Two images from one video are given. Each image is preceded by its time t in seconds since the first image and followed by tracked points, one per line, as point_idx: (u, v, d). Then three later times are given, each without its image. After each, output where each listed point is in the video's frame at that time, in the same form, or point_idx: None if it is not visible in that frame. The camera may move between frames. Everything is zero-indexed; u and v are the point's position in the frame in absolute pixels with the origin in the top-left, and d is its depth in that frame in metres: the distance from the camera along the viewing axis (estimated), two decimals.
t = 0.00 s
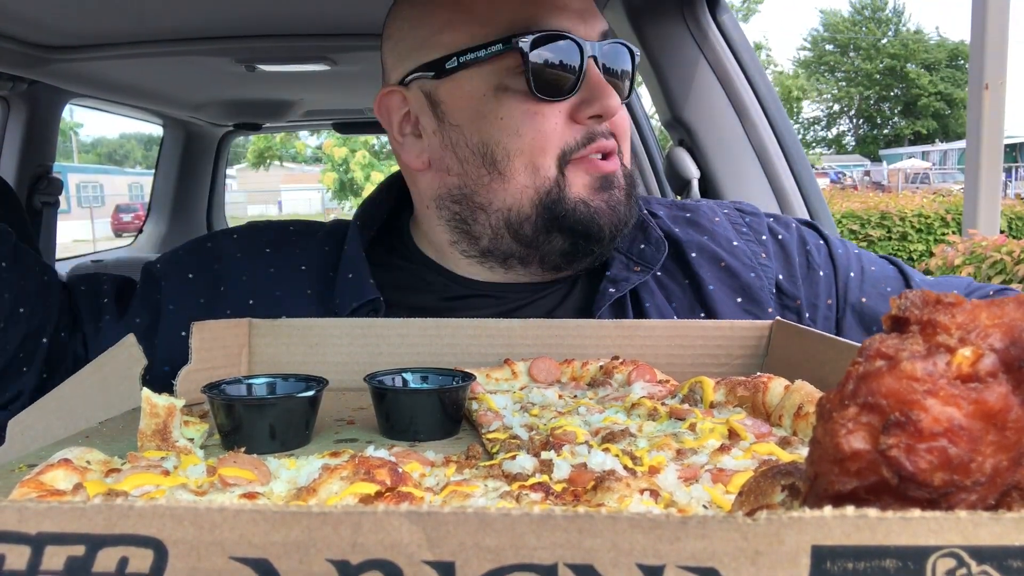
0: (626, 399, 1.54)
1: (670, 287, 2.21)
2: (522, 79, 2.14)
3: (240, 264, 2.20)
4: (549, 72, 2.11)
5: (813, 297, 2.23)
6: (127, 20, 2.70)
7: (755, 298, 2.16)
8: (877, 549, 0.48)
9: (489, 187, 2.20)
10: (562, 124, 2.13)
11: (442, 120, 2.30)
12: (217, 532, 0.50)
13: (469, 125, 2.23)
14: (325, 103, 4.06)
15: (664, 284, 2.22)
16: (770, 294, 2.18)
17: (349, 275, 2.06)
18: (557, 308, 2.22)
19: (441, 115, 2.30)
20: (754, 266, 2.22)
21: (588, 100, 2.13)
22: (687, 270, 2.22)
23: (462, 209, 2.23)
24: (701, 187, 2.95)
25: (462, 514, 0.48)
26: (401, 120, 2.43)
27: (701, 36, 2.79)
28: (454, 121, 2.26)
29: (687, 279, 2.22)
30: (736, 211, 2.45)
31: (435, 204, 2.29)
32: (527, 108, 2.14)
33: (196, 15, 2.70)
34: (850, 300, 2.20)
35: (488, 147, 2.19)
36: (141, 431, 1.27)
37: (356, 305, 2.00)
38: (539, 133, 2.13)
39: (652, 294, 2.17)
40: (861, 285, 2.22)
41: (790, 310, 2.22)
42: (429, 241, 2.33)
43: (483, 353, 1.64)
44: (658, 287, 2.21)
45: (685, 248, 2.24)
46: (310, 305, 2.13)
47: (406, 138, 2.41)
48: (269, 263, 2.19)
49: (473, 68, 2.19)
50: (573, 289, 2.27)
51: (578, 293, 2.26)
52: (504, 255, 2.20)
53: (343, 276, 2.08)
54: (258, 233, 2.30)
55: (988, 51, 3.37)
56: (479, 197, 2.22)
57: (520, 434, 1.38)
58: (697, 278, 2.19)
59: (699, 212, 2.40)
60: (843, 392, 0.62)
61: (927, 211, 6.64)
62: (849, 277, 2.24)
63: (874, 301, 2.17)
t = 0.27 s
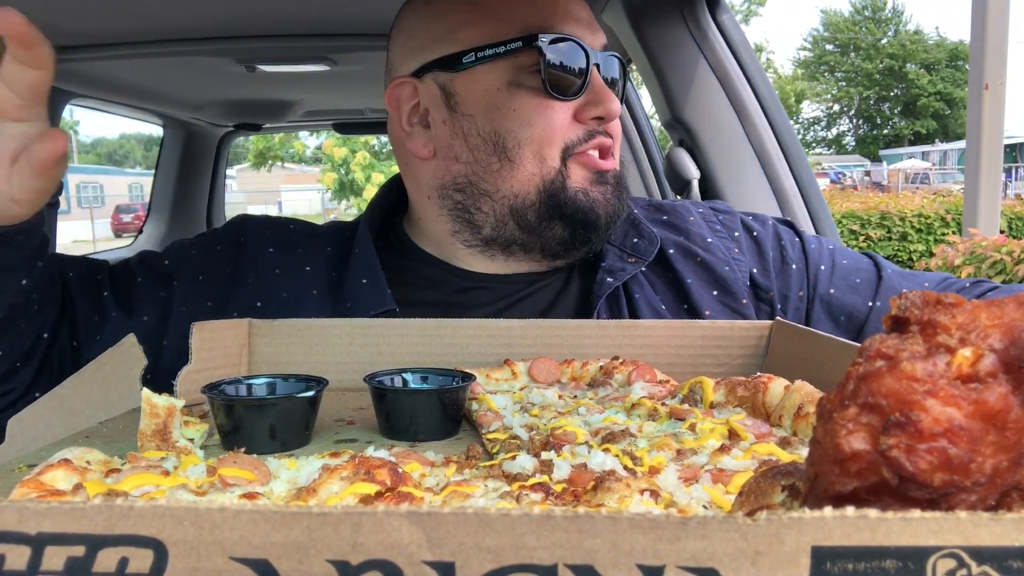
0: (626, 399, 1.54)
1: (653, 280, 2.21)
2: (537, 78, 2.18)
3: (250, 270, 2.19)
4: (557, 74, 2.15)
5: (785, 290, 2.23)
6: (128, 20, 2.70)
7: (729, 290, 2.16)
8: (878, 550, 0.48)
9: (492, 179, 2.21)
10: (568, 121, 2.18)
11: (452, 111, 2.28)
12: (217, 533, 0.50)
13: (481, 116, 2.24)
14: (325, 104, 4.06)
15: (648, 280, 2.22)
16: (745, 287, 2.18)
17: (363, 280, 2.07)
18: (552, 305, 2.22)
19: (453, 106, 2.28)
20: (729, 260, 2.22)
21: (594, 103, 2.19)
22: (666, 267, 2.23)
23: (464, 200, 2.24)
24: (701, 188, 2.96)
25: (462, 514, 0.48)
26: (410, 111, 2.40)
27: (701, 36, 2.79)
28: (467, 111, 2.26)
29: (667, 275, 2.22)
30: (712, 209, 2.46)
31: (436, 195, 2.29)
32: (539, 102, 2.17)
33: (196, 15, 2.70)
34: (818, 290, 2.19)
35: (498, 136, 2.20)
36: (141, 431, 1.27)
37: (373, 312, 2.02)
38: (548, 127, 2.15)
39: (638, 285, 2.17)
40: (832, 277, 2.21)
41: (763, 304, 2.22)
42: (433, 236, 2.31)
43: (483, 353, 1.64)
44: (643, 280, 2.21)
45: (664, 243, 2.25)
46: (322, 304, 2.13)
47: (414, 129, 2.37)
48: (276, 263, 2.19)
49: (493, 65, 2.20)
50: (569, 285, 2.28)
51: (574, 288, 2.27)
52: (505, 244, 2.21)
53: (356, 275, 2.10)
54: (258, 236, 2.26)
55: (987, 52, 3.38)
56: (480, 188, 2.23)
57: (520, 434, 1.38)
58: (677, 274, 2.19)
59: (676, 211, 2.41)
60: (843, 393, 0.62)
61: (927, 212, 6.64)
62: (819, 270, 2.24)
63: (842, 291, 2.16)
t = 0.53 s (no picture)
0: (626, 399, 1.54)
1: (654, 280, 2.21)
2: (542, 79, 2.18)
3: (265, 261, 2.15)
4: (563, 75, 2.15)
5: (782, 289, 2.23)
6: (128, 20, 2.70)
7: (729, 288, 2.15)
8: (878, 550, 0.48)
9: (497, 176, 2.22)
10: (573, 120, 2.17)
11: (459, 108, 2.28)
12: (217, 533, 0.50)
13: (487, 114, 2.24)
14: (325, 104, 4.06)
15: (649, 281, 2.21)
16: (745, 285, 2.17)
17: (375, 274, 2.07)
18: (554, 305, 2.22)
19: (460, 104, 2.28)
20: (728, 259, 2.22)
21: (597, 105, 2.19)
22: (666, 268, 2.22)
23: (468, 197, 2.24)
24: (701, 188, 2.97)
25: (462, 514, 0.48)
26: (417, 110, 2.40)
27: (701, 37, 2.79)
28: (474, 109, 2.25)
29: (667, 275, 2.22)
30: (711, 212, 2.47)
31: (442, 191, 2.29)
32: (544, 101, 2.17)
33: (197, 16, 2.71)
34: (815, 290, 2.21)
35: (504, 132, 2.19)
36: (141, 431, 1.27)
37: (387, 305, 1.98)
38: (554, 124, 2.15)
39: (639, 284, 2.17)
40: (827, 274, 2.24)
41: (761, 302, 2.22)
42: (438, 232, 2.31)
43: (483, 353, 1.64)
44: (644, 279, 2.21)
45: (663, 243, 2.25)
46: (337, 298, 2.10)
47: (420, 127, 2.38)
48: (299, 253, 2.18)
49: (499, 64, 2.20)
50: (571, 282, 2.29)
51: (576, 285, 2.28)
52: (510, 239, 2.21)
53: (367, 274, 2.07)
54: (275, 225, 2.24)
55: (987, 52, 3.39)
56: (484, 185, 2.23)
57: (520, 435, 1.38)
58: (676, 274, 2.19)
59: (674, 214, 2.41)
60: (844, 393, 0.62)
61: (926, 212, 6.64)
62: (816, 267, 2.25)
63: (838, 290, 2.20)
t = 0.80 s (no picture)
0: (626, 399, 1.54)
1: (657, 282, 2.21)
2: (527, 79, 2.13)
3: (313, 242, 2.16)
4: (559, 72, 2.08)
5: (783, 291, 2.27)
6: (128, 20, 2.71)
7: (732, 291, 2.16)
8: (878, 550, 0.48)
9: (484, 180, 2.22)
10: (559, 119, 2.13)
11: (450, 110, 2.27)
12: (217, 533, 0.50)
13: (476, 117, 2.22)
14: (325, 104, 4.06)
15: (653, 282, 2.21)
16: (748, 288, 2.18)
17: (408, 254, 2.12)
18: (557, 306, 2.21)
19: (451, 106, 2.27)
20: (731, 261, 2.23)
21: (587, 101, 2.14)
22: (669, 269, 2.22)
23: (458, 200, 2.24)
24: (701, 187, 3.00)
25: (462, 514, 0.48)
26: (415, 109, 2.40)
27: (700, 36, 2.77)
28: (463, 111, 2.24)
29: (671, 276, 2.22)
30: (714, 214, 2.47)
31: (438, 193, 2.30)
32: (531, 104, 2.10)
33: (197, 15, 2.71)
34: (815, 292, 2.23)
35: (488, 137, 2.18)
36: (141, 430, 1.27)
37: (421, 283, 2.05)
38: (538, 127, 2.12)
39: (641, 286, 2.17)
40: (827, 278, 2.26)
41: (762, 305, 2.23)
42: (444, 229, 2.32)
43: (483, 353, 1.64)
44: (647, 282, 2.20)
45: (665, 245, 2.25)
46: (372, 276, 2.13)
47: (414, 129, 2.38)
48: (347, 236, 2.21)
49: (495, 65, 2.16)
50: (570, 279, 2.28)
51: (578, 286, 2.26)
52: (500, 243, 2.22)
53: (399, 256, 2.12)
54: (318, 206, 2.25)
55: (987, 52, 3.39)
56: (473, 189, 2.23)
57: (520, 434, 1.38)
58: (679, 276, 2.19)
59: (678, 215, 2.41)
60: (844, 393, 0.62)
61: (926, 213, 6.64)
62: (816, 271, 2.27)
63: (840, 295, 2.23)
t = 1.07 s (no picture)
0: (626, 399, 1.54)
1: (666, 283, 2.21)
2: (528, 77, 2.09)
3: (354, 233, 2.19)
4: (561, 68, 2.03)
5: (789, 290, 2.27)
6: (128, 20, 2.71)
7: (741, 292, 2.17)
8: (878, 550, 0.48)
9: (476, 183, 2.18)
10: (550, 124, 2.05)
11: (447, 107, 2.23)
12: (217, 533, 0.50)
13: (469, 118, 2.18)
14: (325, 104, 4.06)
15: (661, 281, 2.21)
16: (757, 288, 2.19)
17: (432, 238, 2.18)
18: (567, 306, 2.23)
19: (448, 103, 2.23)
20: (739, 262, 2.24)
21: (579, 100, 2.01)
22: (677, 269, 2.22)
23: (456, 200, 2.24)
24: (701, 187, 2.96)
25: (462, 514, 0.48)
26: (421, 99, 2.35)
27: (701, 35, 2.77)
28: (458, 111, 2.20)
29: (679, 277, 2.22)
30: (721, 216, 2.48)
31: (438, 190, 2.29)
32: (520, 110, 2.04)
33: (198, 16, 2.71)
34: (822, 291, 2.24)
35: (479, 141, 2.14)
36: (141, 431, 1.26)
37: (449, 263, 2.09)
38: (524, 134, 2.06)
39: (651, 288, 2.17)
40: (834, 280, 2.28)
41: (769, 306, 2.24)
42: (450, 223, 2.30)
43: (482, 353, 1.64)
44: (656, 283, 2.21)
45: (674, 246, 2.24)
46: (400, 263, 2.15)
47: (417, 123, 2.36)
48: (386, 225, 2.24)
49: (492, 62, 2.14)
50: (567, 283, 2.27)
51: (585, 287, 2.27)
52: (494, 248, 2.23)
53: (423, 241, 2.17)
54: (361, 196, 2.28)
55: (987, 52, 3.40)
56: (468, 191, 2.20)
57: (520, 435, 1.38)
58: (688, 275, 2.19)
59: (685, 216, 2.42)
60: (844, 393, 0.62)
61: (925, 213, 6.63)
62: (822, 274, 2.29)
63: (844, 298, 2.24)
